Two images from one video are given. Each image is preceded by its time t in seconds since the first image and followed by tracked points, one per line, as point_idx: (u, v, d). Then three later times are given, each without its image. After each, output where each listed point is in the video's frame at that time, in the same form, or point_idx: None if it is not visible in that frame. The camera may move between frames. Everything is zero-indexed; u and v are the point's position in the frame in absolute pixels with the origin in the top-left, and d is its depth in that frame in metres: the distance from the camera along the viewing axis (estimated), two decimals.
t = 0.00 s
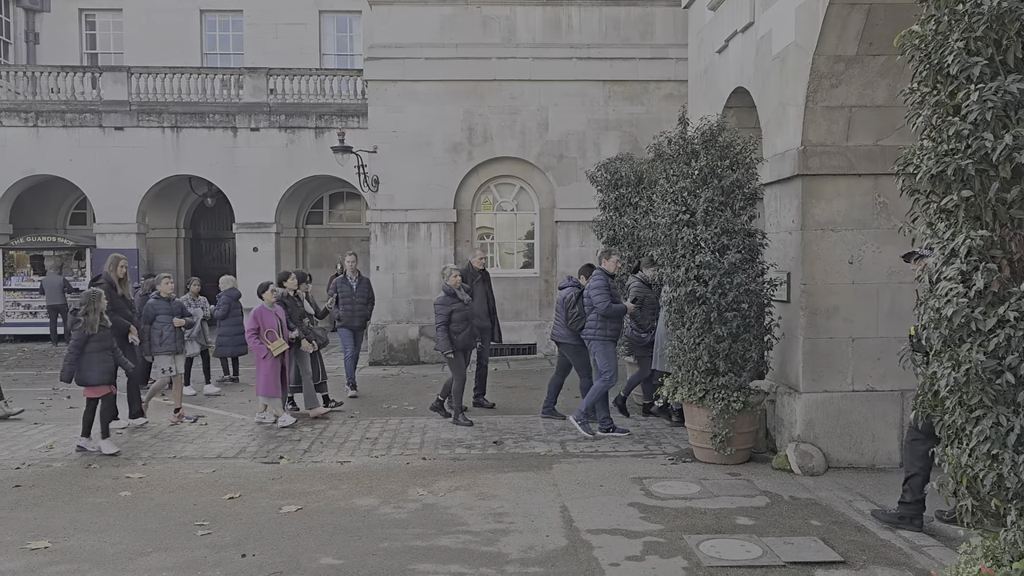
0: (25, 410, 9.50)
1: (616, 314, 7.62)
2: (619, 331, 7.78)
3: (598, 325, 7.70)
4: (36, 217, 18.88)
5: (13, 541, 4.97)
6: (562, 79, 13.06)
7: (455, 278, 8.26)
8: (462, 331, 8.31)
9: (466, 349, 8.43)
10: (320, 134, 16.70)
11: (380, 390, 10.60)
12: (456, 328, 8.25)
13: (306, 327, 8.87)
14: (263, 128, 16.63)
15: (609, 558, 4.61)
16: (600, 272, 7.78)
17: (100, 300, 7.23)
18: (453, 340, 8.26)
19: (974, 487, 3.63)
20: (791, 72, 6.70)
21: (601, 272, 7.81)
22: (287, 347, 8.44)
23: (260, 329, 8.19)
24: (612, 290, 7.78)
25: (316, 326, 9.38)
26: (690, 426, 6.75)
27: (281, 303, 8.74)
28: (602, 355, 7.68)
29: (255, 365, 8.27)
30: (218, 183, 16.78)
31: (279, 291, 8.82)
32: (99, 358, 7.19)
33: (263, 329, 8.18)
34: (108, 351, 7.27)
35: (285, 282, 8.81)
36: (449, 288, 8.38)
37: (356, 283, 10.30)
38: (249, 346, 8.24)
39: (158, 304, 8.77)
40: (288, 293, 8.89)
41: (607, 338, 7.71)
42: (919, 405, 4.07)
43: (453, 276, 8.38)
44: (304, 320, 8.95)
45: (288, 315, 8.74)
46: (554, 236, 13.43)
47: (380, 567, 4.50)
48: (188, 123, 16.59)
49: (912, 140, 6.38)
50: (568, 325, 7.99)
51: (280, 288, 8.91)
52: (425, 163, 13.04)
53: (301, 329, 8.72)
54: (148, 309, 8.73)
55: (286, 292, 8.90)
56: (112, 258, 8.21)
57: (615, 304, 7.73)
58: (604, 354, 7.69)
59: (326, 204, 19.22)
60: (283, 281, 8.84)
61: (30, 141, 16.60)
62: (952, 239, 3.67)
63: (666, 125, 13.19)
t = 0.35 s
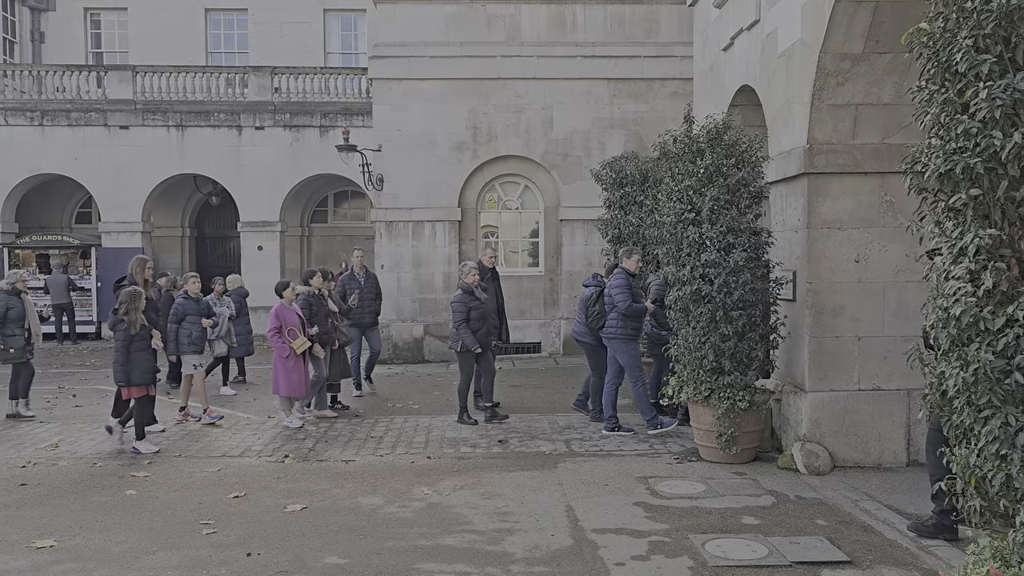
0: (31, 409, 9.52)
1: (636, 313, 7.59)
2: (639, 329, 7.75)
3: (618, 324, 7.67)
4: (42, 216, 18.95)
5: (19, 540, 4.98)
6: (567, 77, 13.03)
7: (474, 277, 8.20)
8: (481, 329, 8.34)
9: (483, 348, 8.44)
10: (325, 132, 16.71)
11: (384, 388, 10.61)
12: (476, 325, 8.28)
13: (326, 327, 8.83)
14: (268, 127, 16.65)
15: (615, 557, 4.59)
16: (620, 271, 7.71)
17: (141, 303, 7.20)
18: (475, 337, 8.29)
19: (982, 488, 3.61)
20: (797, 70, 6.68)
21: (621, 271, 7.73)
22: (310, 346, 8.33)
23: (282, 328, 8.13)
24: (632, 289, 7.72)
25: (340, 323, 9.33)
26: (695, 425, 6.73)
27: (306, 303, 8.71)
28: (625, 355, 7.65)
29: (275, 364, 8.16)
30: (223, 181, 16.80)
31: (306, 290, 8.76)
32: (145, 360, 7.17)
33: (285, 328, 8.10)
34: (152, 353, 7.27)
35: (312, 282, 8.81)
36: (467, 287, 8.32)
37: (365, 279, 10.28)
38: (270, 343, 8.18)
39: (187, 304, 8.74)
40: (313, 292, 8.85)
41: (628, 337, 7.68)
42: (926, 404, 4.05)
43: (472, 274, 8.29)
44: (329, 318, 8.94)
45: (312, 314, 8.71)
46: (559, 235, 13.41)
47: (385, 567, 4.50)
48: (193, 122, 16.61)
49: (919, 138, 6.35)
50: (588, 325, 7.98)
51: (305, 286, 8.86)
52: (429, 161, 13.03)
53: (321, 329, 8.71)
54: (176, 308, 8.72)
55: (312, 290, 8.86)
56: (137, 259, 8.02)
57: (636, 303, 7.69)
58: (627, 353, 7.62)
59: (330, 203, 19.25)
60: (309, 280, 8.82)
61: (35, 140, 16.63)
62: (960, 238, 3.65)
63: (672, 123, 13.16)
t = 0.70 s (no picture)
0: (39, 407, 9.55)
1: (668, 318, 7.57)
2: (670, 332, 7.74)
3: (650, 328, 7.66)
4: (50, 215, 19.01)
5: (27, 538, 4.99)
6: (575, 76, 13.00)
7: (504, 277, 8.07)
8: (510, 330, 8.17)
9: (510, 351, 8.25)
10: (331, 131, 16.71)
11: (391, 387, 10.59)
12: (504, 325, 8.10)
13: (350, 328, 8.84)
14: (275, 126, 16.67)
15: (623, 557, 4.57)
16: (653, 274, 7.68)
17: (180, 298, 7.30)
18: (502, 337, 8.12)
19: (995, 487, 3.57)
20: (806, 67, 6.63)
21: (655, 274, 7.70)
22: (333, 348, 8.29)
23: (305, 329, 8.12)
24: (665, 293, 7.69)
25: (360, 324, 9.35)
26: (704, 425, 6.70)
27: (331, 301, 8.73)
28: (656, 359, 7.66)
29: (296, 366, 8.14)
30: (230, 180, 16.82)
31: (330, 289, 8.78)
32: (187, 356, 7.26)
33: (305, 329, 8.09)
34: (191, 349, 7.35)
35: (334, 281, 8.79)
36: (496, 287, 8.18)
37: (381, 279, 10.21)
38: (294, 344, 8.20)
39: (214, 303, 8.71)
40: (336, 292, 8.86)
41: (660, 340, 7.68)
42: (938, 403, 4.01)
43: (502, 275, 8.23)
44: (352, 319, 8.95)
45: (335, 314, 8.73)
46: (566, 233, 13.38)
47: (392, 566, 4.48)
48: (200, 120, 16.63)
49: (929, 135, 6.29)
50: (618, 326, 7.88)
51: (329, 285, 8.90)
52: (436, 159, 13.01)
53: (346, 329, 8.73)
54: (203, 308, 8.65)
55: (336, 289, 8.89)
56: (159, 255, 8.01)
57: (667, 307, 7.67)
58: (659, 356, 7.63)
59: (337, 201, 19.25)
60: (333, 279, 8.88)
61: (43, 139, 16.68)
62: (973, 236, 3.61)
63: (679, 121, 13.11)
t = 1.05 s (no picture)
0: (48, 405, 9.61)
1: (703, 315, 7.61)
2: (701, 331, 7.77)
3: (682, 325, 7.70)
4: (58, 213, 19.10)
5: (35, 535, 5.02)
6: (582, 74, 12.98)
7: (535, 274, 7.93)
8: (537, 328, 8.02)
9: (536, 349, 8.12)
10: (338, 130, 16.74)
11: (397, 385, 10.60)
12: (531, 322, 7.96)
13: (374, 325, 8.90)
14: (282, 124, 16.69)
15: (629, 556, 4.56)
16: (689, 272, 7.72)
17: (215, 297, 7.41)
18: (528, 335, 7.98)
19: (1003, 487, 3.55)
20: (814, 64, 6.60)
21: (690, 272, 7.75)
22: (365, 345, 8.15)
23: (337, 326, 7.99)
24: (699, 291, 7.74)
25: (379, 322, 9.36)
26: (710, 423, 6.67)
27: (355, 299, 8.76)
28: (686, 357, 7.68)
29: (331, 363, 8.03)
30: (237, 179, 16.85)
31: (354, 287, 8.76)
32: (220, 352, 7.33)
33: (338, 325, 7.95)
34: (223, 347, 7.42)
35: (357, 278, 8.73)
36: (526, 284, 8.06)
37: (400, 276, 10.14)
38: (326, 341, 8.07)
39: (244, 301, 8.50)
40: (360, 288, 8.88)
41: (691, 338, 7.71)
42: (947, 402, 3.99)
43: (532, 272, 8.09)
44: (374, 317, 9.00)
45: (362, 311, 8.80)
46: (572, 231, 13.36)
47: (398, 564, 4.48)
48: (207, 119, 16.67)
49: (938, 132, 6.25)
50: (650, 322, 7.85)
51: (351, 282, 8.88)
52: (442, 157, 13.01)
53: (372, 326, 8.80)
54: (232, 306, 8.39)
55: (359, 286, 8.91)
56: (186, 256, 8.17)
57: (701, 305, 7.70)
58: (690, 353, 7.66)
59: (344, 200, 19.27)
60: (356, 277, 8.83)
61: (52, 138, 16.76)
62: (982, 234, 3.59)
63: (686, 119, 13.06)
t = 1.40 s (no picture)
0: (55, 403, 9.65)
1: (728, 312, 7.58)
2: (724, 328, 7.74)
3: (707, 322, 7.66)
4: (66, 212, 19.20)
5: (43, 533, 5.04)
6: (587, 72, 12.97)
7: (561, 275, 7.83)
8: (565, 331, 7.93)
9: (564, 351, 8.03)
10: (344, 129, 16.77)
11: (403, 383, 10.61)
12: (559, 326, 7.86)
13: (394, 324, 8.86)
14: (287, 123, 16.72)
15: (635, 555, 4.56)
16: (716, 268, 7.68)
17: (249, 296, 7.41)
18: (556, 338, 7.88)
19: (1011, 486, 3.53)
20: (821, 62, 6.56)
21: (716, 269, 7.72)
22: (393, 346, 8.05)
23: (364, 327, 7.89)
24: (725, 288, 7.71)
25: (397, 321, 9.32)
26: (716, 422, 6.66)
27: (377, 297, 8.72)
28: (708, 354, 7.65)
29: (358, 363, 7.99)
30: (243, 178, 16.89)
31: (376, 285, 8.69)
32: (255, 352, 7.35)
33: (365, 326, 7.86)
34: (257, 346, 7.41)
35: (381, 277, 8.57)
36: (552, 285, 7.95)
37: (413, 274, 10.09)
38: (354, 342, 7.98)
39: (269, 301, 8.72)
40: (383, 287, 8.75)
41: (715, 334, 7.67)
42: (954, 401, 3.97)
43: (558, 273, 7.96)
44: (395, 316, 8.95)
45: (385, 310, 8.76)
46: (578, 230, 13.35)
47: (404, 562, 4.48)
48: (213, 118, 16.71)
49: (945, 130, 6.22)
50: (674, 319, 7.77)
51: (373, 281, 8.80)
52: (448, 156, 13.01)
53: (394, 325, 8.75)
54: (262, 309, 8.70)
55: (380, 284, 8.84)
56: (217, 254, 7.99)
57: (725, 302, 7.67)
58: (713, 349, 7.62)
59: (350, 198, 19.29)
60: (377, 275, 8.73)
61: (59, 137, 16.82)
62: (990, 232, 3.57)
63: (692, 118, 13.03)
